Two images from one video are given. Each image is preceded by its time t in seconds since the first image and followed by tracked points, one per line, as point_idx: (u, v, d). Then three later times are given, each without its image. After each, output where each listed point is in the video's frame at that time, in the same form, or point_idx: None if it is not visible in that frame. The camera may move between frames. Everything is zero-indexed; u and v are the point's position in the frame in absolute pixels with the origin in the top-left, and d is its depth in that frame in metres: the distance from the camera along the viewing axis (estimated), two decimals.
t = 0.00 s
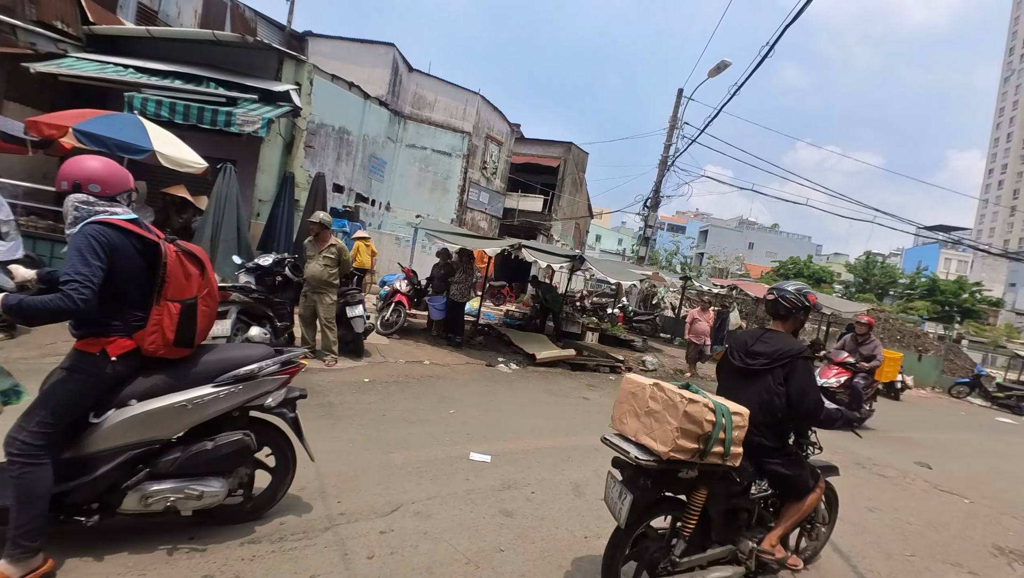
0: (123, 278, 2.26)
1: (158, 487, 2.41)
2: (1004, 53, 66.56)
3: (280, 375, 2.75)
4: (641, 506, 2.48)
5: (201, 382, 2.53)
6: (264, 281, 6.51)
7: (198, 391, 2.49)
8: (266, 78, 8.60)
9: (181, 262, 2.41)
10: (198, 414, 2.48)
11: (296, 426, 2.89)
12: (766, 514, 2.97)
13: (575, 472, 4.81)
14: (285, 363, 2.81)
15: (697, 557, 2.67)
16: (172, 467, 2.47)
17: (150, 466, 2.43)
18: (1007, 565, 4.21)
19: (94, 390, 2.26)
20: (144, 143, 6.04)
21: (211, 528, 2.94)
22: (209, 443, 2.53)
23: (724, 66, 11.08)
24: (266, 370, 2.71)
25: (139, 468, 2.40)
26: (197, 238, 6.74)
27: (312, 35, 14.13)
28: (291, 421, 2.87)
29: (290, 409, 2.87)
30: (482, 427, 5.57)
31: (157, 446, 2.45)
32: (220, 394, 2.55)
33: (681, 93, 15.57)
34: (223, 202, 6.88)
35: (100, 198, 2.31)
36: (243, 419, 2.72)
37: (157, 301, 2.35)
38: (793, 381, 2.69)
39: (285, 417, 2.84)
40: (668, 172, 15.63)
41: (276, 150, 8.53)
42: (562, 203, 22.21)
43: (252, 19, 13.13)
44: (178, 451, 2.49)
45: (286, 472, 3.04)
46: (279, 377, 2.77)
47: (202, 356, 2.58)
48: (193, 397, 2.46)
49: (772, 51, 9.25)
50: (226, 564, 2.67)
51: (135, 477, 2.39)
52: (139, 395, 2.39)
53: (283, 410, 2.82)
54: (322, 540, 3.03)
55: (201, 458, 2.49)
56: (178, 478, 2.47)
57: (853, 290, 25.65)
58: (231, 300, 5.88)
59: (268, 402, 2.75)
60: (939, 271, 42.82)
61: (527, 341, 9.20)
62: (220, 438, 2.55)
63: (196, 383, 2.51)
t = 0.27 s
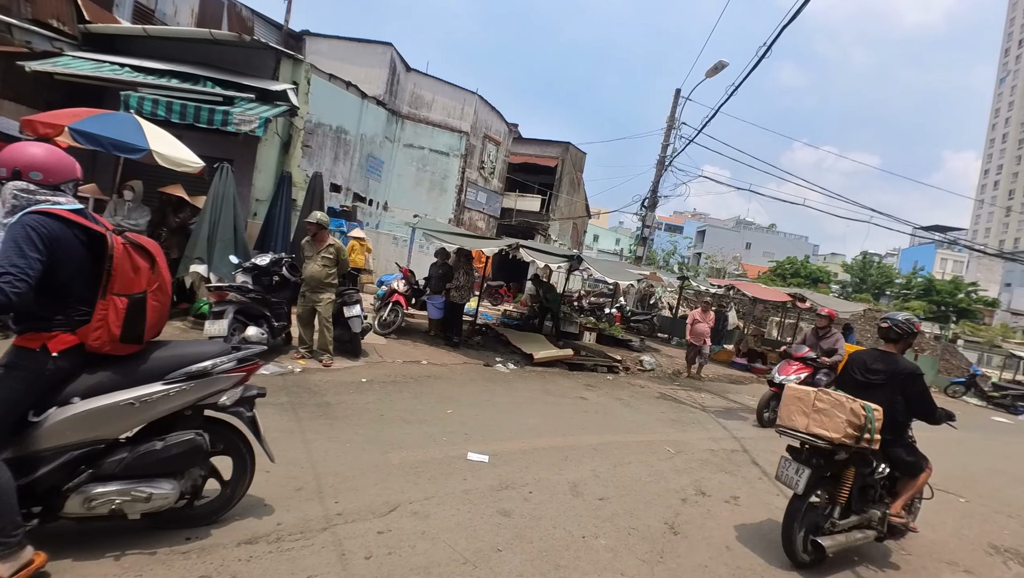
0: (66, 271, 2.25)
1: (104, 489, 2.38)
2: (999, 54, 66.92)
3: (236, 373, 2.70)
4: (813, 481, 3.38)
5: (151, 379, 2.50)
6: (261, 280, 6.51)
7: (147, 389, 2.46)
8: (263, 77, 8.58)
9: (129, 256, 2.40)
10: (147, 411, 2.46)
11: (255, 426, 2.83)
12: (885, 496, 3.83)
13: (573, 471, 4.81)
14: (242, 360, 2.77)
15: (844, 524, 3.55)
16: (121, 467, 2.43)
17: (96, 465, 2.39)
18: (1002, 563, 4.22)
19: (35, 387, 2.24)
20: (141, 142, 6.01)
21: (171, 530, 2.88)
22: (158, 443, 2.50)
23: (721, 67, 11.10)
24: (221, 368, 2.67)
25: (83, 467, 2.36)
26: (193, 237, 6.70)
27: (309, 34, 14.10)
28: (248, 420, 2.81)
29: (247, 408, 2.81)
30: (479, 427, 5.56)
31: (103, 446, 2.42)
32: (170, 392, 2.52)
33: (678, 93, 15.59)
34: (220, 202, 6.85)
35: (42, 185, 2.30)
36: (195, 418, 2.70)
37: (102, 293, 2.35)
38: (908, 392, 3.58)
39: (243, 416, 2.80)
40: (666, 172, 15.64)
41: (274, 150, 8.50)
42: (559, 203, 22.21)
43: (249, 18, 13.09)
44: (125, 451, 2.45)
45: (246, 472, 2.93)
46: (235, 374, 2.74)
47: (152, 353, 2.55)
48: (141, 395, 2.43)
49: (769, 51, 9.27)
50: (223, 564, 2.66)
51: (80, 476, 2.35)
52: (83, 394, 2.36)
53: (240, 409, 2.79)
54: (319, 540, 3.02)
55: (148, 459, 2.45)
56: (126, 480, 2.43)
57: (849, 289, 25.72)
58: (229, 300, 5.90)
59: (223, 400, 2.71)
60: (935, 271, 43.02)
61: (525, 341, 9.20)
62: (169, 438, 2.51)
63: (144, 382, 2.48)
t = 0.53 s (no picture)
0: (15, 264, 2.31)
1: (53, 491, 2.33)
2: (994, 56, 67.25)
3: (196, 371, 2.69)
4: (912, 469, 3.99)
5: (105, 378, 2.50)
6: (259, 280, 6.48)
7: (100, 387, 2.45)
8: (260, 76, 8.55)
9: (83, 250, 2.44)
10: (99, 411, 2.44)
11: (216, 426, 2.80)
12: (950, 478, 4.53)
13: (571, 471, 4.82)
14: (203, 358, 2.75)
15: (928, 500, 4.24)
16: (71, 471, 2.38)
17: (45, 467, 2.35)
18: (998, 562, 4.25)
19: None
20: (136, 141, 5.99)
21: (132, 535, 2.81)
22: (113, 443, 2.46)
23: (719, 67, 11.11)
24: (180, 365, 2.66)
25: (30, 470, 2.33)
26: (190, 236, 6.68)
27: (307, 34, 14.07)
28: (210, 420, 2.78)
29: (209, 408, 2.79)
30: (477, 427, 5.56)
31: (53, 448, 2.40)
32: (125, 390, 2.50)
33: (676, 93, 15.58)
34: (217, 202, 6.83)
35: None
36: (153, 418, 2.68)
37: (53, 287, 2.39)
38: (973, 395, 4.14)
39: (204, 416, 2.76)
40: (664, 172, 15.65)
41: (271, 149, 8.47)
42: (557, 203, 22.22)
43: (247, 17, 13.06)
44: (77, 452, 2.42)
45: (207, 473, 2.87)
46: (197, 372, 2.72)
47: (107, 351, 2.55)
48: (94, 392, 2.42)
49: (767, 52, 9.28)
50: (221, 565, 2.65)
51: (27, 479, 2.31)
52: (35, 393, 2.35)
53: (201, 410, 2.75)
54: (317, 540, 3.02)
55: (100, 460, 2.41)
56: (78, 482, 2.39)
57: (847, 289, 25.81)
58: (226, 300, 5.85)
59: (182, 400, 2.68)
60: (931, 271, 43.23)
61: (523, 341, 9.22)
62: (124, 438, 2.48)
63: (98, 380, 2.48)
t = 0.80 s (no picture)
0: None
1: None
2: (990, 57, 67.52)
3: (146, 370, 2.63)
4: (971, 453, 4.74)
5: (49, 377, 2.45)
6: (256, 280, 6.46)
7: (41, 386, 2.40)
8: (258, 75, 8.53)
9: (38, 247, 2.48)
10: (39, 410, 2.38)
11: (171, 426, 2.73)
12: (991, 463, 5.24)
13: (569, 470, 4.82)
14: (155, 357, 2.71)
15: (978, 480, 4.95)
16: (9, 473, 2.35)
17: None
18: (993, 560, 4.27)
19: None
20: (133, 140, 5.96)
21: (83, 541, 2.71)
22: (56, 444, 2.43)
23: (717, 68, 11.14)
24: (130, 364, 2.61)
25: None
26: (187, 235, 6.66)
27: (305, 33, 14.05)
28: (163, 420, 2.71)
29: (164, 408, 2.72)
30: (475, 427, 5.56)
31: None
32: (70, 389, 2.45)
33: (674, 93, 15.60)
34: (214, 201, 6.80)
35: None
36: (101, 418, 2.62)
37: (4, 280, 2.42)
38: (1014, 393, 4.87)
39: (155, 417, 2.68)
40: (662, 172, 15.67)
41: (269, 149, 8.45)
42: (555, 203, 22.23)
43: (244, 16, 13.03)
44: (19, 454, 2.40)
45: (163, 473, 2.79)
46: (147, 371, 2.66)
47: (55, 348, 2.52)
48: (36, 391, 2.37)
49: (764, 53, 9.28)
50: (218, 565, 2.65)
51: None
52: None
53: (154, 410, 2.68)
54: (315, 540, 3.01)
55: (42, 461, 2.38)
56: (18, 485, 2.36)
57: (844, 289, 25.90)
58: (224, 300, 5.82)
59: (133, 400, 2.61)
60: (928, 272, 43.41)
61: (521, 341, 9.23)
62: (67, 440, 2.44)
63: (43, 378, 2.44)
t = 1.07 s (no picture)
0: None
1: None
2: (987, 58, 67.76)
3: (82, 369, 2.55)
4: (1007, 446, 5.49)
5: None
6: (254, 279, 6.44)
7: None
8: (256, 75, 8.52)
9: None
10: None
11: (109, 429, 2.62)
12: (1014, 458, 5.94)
13: (567, 470, 4.83)
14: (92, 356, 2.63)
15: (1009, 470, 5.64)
16: None
17: None
18: (990, 560, 4.28)
19: None
20: (130, 139, 5.95)
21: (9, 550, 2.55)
22: None
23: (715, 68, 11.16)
24: (64, 363, 2.52)
25: None
26: (185, 235, 6.65)
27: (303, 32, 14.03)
28: (100, 423, 2.61)
29: (101, 410, 2.62)
30: (473, 427, 5.55)
31: None
32: None
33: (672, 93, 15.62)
34: (212, 200, 6.79)
35: None
36: (32, 419, 2.51)
37: None
38: None
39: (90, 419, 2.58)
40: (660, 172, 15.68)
41: (267, 148, 8.44)
42: (554, 203, 22.25)
43: (242, 15, 13.01)
44: None
45: (100, 479, 2.66)
46: (83, 371, 2.57)
47: None
48: None
49: (762, 54, 9.30)
50: (216, 566, 2.64)
51: None
52: None
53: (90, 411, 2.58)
54: (313, 540, 3.01)
55: None
56: None
57: (841, 289, 25.97)
58: (222, 300, 5.80)
59: (66, 402, 2.51)
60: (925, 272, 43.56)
61: (520, 341, 9.23)
62: None
63: None
